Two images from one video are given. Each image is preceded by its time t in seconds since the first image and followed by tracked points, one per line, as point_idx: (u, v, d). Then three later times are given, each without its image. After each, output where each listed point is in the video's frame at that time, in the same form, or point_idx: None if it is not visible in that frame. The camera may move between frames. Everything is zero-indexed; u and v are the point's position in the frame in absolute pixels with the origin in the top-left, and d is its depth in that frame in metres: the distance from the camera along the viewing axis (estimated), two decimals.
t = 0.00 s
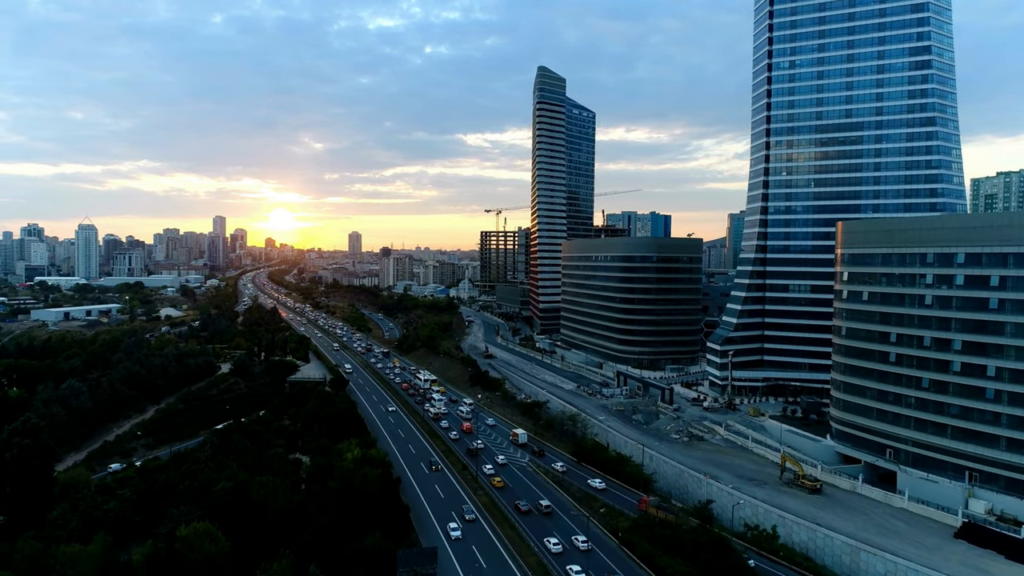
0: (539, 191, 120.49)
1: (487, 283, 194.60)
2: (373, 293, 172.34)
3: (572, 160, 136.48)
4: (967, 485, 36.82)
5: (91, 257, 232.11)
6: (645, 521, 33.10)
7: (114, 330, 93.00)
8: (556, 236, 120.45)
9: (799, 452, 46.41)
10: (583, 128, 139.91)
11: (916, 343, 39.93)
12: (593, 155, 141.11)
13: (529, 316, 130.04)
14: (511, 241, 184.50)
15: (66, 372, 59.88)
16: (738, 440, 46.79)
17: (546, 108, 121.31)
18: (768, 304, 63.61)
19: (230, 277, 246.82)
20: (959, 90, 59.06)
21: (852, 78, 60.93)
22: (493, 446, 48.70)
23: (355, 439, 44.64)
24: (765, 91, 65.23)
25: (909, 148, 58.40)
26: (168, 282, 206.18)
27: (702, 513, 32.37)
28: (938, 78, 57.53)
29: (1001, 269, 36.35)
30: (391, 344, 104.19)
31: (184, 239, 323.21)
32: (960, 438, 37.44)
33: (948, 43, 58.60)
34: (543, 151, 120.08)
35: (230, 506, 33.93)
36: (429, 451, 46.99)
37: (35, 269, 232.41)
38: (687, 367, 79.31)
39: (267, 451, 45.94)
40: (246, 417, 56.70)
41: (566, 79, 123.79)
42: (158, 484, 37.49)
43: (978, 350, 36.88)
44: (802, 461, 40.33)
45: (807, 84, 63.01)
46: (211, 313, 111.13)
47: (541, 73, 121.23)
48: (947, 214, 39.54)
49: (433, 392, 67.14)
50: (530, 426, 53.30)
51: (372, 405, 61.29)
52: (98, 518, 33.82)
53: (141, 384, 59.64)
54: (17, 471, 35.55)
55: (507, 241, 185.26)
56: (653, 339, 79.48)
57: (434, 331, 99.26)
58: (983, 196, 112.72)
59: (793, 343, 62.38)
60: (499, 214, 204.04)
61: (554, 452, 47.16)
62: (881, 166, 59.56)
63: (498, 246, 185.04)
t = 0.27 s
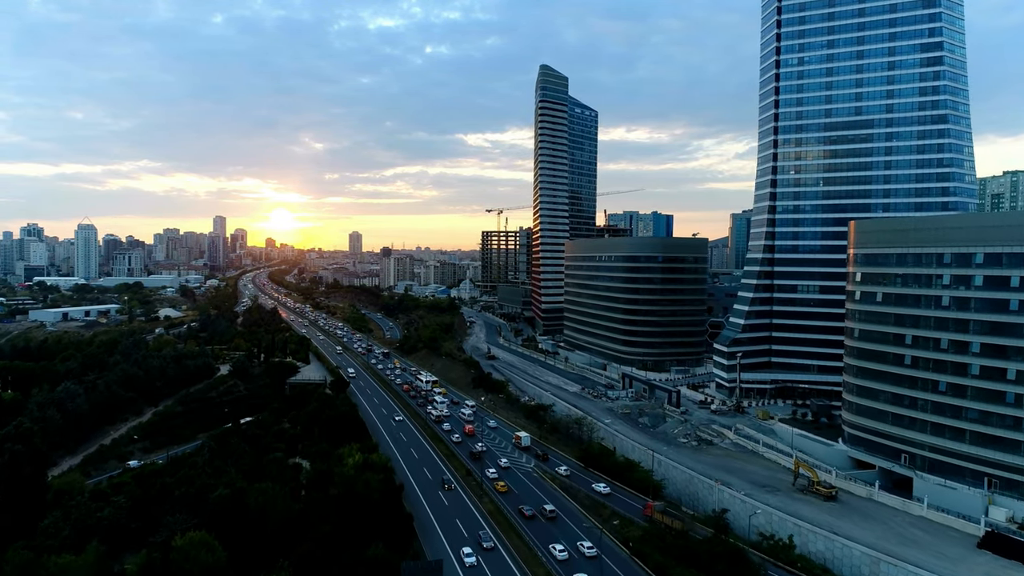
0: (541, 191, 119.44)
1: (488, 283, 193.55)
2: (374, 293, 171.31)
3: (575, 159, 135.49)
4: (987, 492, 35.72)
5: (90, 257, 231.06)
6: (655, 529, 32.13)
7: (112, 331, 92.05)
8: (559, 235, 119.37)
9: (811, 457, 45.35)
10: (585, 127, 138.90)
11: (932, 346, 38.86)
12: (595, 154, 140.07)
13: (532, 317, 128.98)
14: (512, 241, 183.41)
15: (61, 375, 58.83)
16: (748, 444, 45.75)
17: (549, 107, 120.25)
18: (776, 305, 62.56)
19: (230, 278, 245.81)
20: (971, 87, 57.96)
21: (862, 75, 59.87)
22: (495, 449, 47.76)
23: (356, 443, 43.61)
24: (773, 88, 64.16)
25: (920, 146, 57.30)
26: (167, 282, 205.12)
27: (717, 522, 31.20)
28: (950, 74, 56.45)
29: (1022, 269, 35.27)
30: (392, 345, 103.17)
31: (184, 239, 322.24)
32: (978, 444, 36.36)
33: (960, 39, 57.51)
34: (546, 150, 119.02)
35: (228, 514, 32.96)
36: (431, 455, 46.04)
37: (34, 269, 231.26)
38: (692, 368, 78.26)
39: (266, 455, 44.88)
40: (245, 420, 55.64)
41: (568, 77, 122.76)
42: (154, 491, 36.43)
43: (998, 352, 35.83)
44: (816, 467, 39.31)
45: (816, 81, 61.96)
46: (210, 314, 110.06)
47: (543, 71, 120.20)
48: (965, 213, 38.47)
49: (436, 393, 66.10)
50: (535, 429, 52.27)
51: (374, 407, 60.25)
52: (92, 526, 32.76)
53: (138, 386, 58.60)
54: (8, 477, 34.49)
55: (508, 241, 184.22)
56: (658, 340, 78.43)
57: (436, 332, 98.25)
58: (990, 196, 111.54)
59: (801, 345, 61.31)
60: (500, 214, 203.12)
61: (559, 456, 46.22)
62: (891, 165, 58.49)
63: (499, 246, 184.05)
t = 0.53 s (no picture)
0: (543, 190, 118.36)
1: (489, 283, 192.47)
2: (375, 293, 170.34)
3: (577, 158, 134.45)
4: (1009, 499, 34.59)
5: (90, 257, 230.17)
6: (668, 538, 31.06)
7: (111, 332, 91.24)
8: (561, 235, 118.32)
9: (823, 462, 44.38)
10: (588, 126, 137.82)
11: (950, 348, 37.78)
12: (598, 153, 139.00)
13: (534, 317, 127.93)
14: (514, 241, 182.31)
15: (57, 377, 57.90)
16: (758, 448, 44.74)
17: (551, 105, 119.21)
18: (784, 306, 61.52)
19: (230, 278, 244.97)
20: (984, 84, 56.82)
21: (873, 72, 58.79)
22: (498, 453, 46.85)
23: (357, 447, 42.65)
24: (781, 85, 63.11)
25: (932, 144, 56.18)
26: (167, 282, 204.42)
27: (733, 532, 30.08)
28: (963, 71, 55.33)
29: None
30: (393, 346, 102.15)
31: (184, 239, 321.42)
32: (999, 449, 35.22)
33: (973, 34, 56.38)
34: (548, 149, 117.95)
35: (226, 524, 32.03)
36: (434, 459, 45.11)
37: (33, 269, 230.21)
38: (697, 370, 77.19)
39: (265, 460, 43.91)
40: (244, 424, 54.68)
41: (570, 75, 121.53)
42: (150, 499, 35.43)
43: (1019, 355, 34.74)
44: (829, 472, 38.31)
45: (826, 77, 60.91)
46: (210, 314, 109.05)
47: (545, 69, 118.99)
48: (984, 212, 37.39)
49: (438, 395, 65.09)
50: (539, 433, 51.27)
51: (375, 410, 59.27)
52: (86, 535, 31.86)
53: (135, 388, 57.66)
54: None
55: (509, 241, 183.22)
56: (663, 341, 77.38)
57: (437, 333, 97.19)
58: (997, 196, 110.28)
59: (811, 347, 60.22)
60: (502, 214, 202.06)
61: (564, 460, 45.26)
62: (902, 163, 57.41)
63: (500, 246, 183.02)
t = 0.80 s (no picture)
0: (545, 189, 117.49)
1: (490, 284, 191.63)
2: (375, 294, 169.52)
3: (579, 158, 133.58)
4: None
5: (89, 257, 229.43)
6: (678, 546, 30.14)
7: (109, 332, 90.47)
8: (564, 235, 117.45)
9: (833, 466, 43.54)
10: (590, 125, 136.96)
11: (965, 351, 36.87)
12: (600, 153, 138.12)
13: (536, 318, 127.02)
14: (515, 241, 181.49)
15: (54, 379, 57.10)
16: (767, 452, 43.90)
17: (553, 104, 118.36)
18: (792, 307, 60.63)
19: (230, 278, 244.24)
20: (995, 81, 55.91)
21: (881, 69, 57.90)
22: (501, 455, 46.06)
23: (358, 451, 41.83)
24: (789, 83, 62.21)
25: (942, 142, 55.25)
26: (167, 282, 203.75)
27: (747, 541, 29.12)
28: (974, 68, 54.41)
29: None
30: (394, 347, 101.27)
31: (184, 239, 320.82)
32: (1017, 455, 34.25)
33: (984, 31, 55.48)
34: (550, 149, 117.09)
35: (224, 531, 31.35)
36: (436, 462, 44.32)
37: (32, 269, 229.37)
38: (702, 372, 76.30)
39: (264, 464, 43.09)
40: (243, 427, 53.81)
41: (572, 74, 120.56)
42: (146, 505, 34.58)
43: None
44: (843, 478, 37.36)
45: (834, 75, 59.99)
46: (209, 315, 108.22)
47: (547, 68, 118.03)
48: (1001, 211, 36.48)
49: (440, 397, 64.19)
50: (543, 436, 50.39)
51: (376, 412, 58.44)
52: (79, 542, 31.08)
53: (132, 390, 56.86)
54: None
55: (510, 241, 182.39)
56: (667, 342, 76.50)
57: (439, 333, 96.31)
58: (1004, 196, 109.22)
59: (818, 348, 59.28)
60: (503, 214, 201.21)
61: (568, 464, 44.44)
62: (912, 162, 56.47)
63: (501, 245, 182.16)
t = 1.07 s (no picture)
0: (548, 189, 116.45)
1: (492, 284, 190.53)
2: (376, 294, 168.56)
3: (582, 157, 132.51)
4: None
5: (89, 257, 228.52)
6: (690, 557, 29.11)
7: (108, 333, 89.47)
8: (567, 235, 116.36)
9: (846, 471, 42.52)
10: (593, 124, 135.91)
11: (984, 354, 35.76)
12: (602, 152, 137.04)
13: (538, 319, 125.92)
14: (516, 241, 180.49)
15: (50, 381, 56.12)
16: (778, 457, 42.85)
17: (556, 103, 117.33)
18: (801, 309, 59.60)
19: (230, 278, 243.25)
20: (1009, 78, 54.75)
21: (892, 66, 56.82)
22: (504, 459, 45.10)
23: (360, 456, 40.82)
24: (797, 80, 61.15)
25: (955, 140, 54.11)
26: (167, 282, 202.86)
27: (766, 554, 28.03)
28: (987, 64, 53.28)
29: None
30: (395, 348, 100.25)
31: (184, 239, 320.03)
32: None
33: (998, 27, 54.35)
34: (553, 148, 116.06)
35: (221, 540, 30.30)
36: (439, 467, 43.36)
37: (32, 269, 228.44)
38: (708, 374, 75.20)
39: (264, 469, 42.07)
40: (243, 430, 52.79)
41: (575, 73, 119.58)
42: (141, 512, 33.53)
43: None
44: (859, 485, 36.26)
45: (844, 72, 58.92)
46: (208, 316, 107.21)
47: (550, 66, 117.04)
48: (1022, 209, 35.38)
49: (443, 399, 63.15)
50: (549, 439, 49.38)
51: (378, 416, 57.40)
52: (72, 552, 29.90)
53: (130, 392, 55.86)
54: None
55: (512, 241, 181.31)
56: (673, 343, 75.42)
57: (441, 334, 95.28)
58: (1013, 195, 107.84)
59: (828, 350, 58.22)
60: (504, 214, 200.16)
61: (573, 468, 43.44)
62: (923, 160, 55.36)
63: (503, 245, 181.09)
